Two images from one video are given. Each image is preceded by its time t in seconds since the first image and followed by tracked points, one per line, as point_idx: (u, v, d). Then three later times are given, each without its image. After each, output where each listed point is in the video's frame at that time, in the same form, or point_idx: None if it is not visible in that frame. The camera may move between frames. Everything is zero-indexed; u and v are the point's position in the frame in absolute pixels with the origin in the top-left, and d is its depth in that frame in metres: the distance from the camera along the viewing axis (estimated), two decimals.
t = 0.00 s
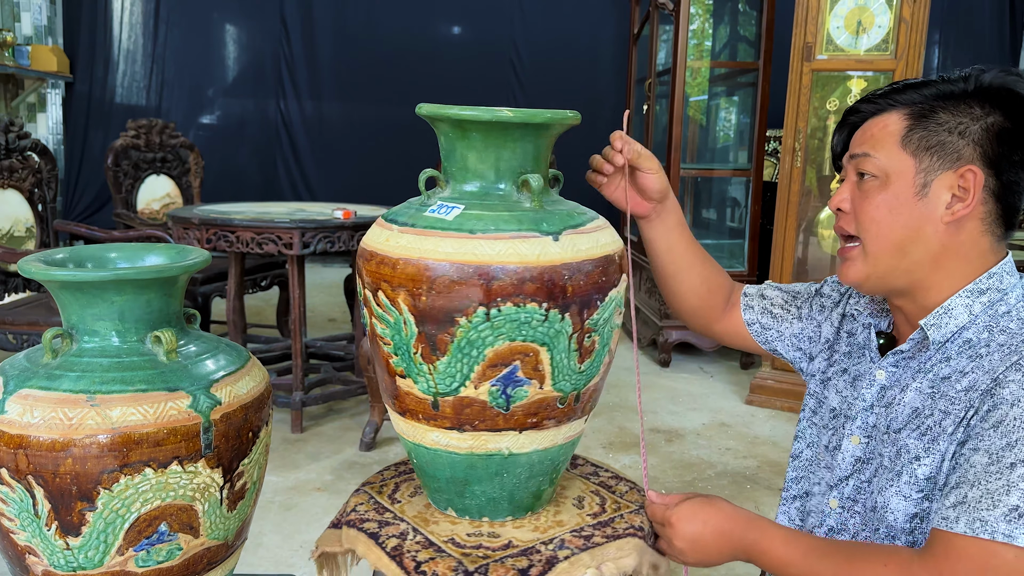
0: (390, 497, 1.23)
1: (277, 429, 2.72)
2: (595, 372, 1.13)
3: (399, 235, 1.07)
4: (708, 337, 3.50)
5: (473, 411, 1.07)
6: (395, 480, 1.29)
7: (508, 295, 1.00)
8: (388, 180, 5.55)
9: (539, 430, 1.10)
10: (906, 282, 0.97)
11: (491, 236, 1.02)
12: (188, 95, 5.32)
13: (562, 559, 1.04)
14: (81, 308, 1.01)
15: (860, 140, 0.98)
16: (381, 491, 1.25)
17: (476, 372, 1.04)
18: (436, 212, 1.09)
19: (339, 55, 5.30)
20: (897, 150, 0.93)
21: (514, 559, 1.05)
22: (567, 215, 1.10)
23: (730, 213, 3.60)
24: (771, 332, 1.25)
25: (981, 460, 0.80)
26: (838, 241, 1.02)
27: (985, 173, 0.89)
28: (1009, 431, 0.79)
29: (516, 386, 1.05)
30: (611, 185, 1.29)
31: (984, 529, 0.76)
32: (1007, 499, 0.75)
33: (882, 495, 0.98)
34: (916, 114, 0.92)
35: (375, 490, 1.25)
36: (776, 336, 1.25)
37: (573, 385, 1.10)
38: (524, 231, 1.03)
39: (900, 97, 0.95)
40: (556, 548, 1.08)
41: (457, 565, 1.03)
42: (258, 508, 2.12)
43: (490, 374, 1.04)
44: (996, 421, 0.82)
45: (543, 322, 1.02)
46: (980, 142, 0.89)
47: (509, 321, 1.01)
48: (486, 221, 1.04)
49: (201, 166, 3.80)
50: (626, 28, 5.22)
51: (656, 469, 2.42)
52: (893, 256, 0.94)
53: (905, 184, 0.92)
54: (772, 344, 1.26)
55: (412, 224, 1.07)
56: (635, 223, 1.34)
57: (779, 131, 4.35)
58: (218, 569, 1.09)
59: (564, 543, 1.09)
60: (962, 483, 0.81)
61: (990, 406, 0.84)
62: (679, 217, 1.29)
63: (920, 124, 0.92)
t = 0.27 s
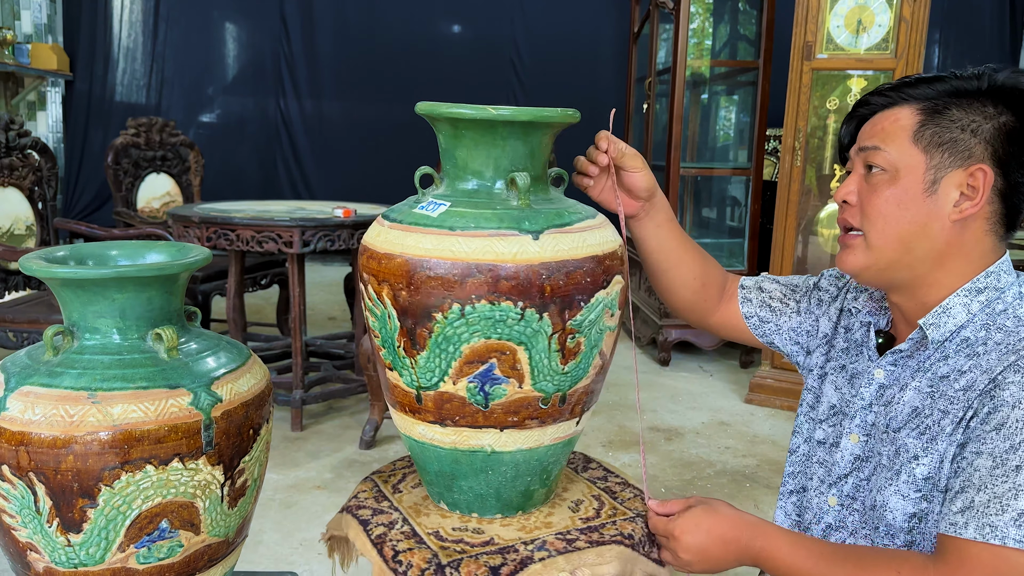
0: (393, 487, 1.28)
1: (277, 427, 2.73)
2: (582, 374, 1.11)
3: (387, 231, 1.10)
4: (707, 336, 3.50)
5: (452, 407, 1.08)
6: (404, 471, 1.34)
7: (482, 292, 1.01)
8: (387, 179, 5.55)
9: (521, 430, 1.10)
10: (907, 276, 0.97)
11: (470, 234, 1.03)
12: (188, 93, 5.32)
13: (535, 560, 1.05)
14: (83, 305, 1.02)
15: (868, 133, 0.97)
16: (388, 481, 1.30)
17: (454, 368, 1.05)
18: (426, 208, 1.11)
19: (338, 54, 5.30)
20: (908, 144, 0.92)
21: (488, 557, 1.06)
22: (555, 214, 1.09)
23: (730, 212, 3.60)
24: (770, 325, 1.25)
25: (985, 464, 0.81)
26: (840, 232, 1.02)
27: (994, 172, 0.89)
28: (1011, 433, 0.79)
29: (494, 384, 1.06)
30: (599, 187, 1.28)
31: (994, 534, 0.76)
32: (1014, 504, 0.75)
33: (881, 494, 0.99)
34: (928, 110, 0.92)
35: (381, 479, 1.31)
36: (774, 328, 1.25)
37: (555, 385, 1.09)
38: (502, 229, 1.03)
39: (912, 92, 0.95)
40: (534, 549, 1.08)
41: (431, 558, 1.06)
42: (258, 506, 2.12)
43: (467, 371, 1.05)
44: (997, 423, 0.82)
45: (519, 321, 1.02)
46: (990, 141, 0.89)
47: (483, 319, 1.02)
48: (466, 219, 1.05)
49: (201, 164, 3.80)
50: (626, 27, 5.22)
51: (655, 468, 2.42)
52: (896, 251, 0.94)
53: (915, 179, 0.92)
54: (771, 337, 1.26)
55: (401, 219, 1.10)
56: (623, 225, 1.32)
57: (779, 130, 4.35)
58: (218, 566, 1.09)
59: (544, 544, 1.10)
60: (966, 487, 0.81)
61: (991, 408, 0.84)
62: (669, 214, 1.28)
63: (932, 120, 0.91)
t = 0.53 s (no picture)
0: (395, 480, 1.29)
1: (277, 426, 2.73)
2: (574, 374, 1.11)
3: (382, 229, 1.12)
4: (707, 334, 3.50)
5: (441, 402, 1.09)
6: (408, 465, 1.35)
7: (466, 289, 1.01)
8: (387, 177, 5.56)
9: (510, 429, 1.10)
10: (911, 275, 0.97)
11: (457, 231, 1.04)
12: (188, 91, 5.31)
13: (518, 560, 1.05)
14: (86, 303, 1.02)
15: (875, 131, 0.97)
16: (392, 474, 1.32)
17: (441, 364, 1.06)
18: (420, 205, 1.12)
19: (338, 53, 5.30)
20: (916, 144, 0.92)
21: (472, 553, 1.07)
22: (546, 213, 1.09)
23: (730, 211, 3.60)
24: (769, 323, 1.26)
25: (986, 461, 0.81)
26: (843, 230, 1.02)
27: (1002, 173, 0.89)
28: (1012, 431, 0.80)
29: (481, 381, 1.06)
30: (600, 189, 1.27)
31: (994, 531, 0.76)
32: (1014, 502, 0.76)
33: (881, 491, 0.99)
34: (937, 109, 0.92)
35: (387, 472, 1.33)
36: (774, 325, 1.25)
37: (544, 385, 1.09)
38: (490, 228, 1.04)
39: (921, 89, 0.94)
40: (519, 548, 1.08)
41: (417, 551, 1.07)
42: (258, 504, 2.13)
43: (453, 368, 1.06)
44: (998, 420, 0.82)
45: (504, 319, 1.02)
46: (999, 143, 0.89)
47: (468, 316, 1.02)
48: (454, 216, 1.06)
49: (202, 163, 3.79)
50: (626, 26, 5.22)
51: (655, 466, 2.42)
52: (900, 251, 0.95)
53: (921, 180, 0.92)
54: (768, 336, 1.27)
55: (396, 216, 1.12)
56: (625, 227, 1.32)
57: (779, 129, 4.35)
58: (220, 563, 1.09)
59: (531, 544, 1.10)
60: (967, 483, 0.82)
61: (991, 406, 0.85)
62: (670, 216, 1.28)
63: (941, 120, 0.91)
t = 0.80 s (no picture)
0: (398, 477, 1.30)
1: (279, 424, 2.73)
2: (573, 374, 1.11)
3: (383, 229, 1.13)
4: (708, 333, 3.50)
5: (441, 401, 1.10)
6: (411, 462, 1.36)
7: (466, 289, 1.02)
8: (388, 176, 5.56)
9: (510, 428, 1.10)
10: (913, 275, 0.97)
11: (458, 231, 1.04)
12: (188, 90, 5.31)
13: (518, 558, 1.05)
14: (90, 302, 1.02)
15: (877, 132, 0.97)
16: (396, 470, 1.33)
17: (441, 364, 1.06)
18: (422, 204, 1.12)
19: (338, 51, 5.30)
20: (918, 146, 0.92)
21: (472, 551, 1.07)
22: (546, 213, 1.09)
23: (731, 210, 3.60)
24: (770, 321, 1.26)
25: (989, 460, 0.81)
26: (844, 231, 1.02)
27: (1006, 174, 0.89)
28: (1016, 430, 0.80)
29: (480, 381, 1.06)
30: (601, 188, 1.27)
31: (997, 529, 0.77)
32: (1016, 500, 0.76)
33: (884, 489, 0.99)
34: (940, 111, 0.91)
35: (392, 468, 1.33)
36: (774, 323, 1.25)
37: (543, 385, 1.09)
38: (489, 228, 1.04)
39: (923, 89, 0.93)
40: (519, 547, 1.09)
41: (417, 548, 1.07)
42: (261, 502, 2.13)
43: (453, 367, 1.06)
44: (1002, 419, 0.82)
45: (502, 319, 1.03)
46: (1002, 143, 0.89)
47: (467, 316, 1.03)
48: (453, 216, 1.06)
49: (203, 162, 3.79)
50: (626, 24, 5.22)
51: (656, 465, 2.43)
52: (904, 253, 0.95)
53: (925, 182, 0.92)
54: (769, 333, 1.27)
55: (397, 215, 1.12)
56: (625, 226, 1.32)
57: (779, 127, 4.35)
58: (223, 562, 1.10)
59: (531, 543, 1.10)
60: (970, 482, 0.82)
61: (995, 404, 0.85)
62: (671, 215, 1.28)
63: (944, 121, 0.91)
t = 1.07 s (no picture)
0: (399, 475, 1.30)
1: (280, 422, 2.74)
2: (577, 370, 1.11)
3: (385, 225, 1.13)
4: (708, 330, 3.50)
5: (446, 399, 1.10)
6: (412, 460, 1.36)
7: (471, 286, 1.02)
8: (388, 174, 5.56)
9: (515, 425, 1.11)
10: (920, 286, 0.97)
11: (462, 228, 1.04)
12: (188, 88, 5.31)
13: (524, 555, 1.06)
14: (91, 300, 1.02)
15: (856, 153, 0.96)
16: (397, 468, 1.33)
17: (446, 361, 1.07)
18: (424, 202, 1.12)
19: (339, 49, 5.30)
20: (898, 160, 0.92)
21: (478, 548, 1.08)
22: (549, 210, 1.09)
23: (731, 207, 3.61)
24: (773, 317, 1.26)
25: (992, 457, 0.81)
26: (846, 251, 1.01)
27: (993, 171, 0.89)
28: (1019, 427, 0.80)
29: (485, 377, 1.07)
30: (601, 185, 1.28)
31: (996, 526, 0.77)
32: (1016, 497, 0.76)
33: (886, 486, 1.00)
34: (913, 121, 0.91)
35: (392, 467, 1.34)
36: (777, 320, 1.26)
37: (548, 381, 1.09)
38: (493, 225, 1.04)
39: (891, 101, 0.93)
40: (524, 544, 1.09)
41: (423, 546, 1.08)
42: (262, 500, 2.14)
43: (459, 364, 1.06)
44: (1006, 417, 0.83)
45: (508, 316, 1.03)
46: (982, 141, 0.90)
47: (473, 312, 1.03)
48: (458, 213, 1.07)
49: (203, 160, 3.80)
50: (626, 21, 5.22)
51: (657, 462, 2.43)
52: (908, 266, 0.95)
53: (914, 193, 0.91)
54: (772, 330, 1.27)
55: (399, 213, 1.12)
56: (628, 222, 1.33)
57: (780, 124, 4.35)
58: (225, 559, 1.10)
59: (536, 539, 1.10)
60: (972, 478, 0.82)
61: (1000, 402, 0.85)
62: (672, 210, 1.29)
63: (920, 131, 0.91)
